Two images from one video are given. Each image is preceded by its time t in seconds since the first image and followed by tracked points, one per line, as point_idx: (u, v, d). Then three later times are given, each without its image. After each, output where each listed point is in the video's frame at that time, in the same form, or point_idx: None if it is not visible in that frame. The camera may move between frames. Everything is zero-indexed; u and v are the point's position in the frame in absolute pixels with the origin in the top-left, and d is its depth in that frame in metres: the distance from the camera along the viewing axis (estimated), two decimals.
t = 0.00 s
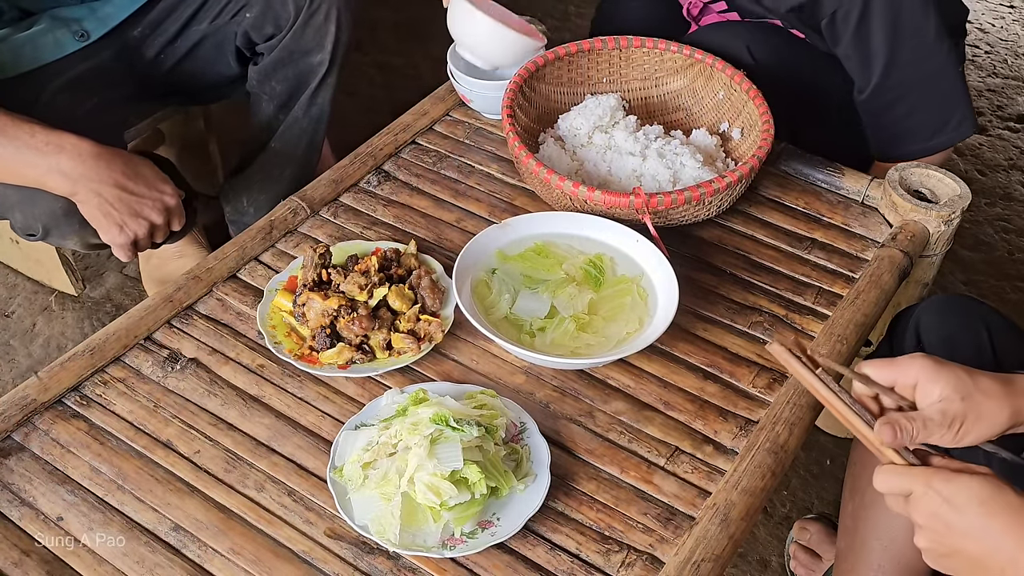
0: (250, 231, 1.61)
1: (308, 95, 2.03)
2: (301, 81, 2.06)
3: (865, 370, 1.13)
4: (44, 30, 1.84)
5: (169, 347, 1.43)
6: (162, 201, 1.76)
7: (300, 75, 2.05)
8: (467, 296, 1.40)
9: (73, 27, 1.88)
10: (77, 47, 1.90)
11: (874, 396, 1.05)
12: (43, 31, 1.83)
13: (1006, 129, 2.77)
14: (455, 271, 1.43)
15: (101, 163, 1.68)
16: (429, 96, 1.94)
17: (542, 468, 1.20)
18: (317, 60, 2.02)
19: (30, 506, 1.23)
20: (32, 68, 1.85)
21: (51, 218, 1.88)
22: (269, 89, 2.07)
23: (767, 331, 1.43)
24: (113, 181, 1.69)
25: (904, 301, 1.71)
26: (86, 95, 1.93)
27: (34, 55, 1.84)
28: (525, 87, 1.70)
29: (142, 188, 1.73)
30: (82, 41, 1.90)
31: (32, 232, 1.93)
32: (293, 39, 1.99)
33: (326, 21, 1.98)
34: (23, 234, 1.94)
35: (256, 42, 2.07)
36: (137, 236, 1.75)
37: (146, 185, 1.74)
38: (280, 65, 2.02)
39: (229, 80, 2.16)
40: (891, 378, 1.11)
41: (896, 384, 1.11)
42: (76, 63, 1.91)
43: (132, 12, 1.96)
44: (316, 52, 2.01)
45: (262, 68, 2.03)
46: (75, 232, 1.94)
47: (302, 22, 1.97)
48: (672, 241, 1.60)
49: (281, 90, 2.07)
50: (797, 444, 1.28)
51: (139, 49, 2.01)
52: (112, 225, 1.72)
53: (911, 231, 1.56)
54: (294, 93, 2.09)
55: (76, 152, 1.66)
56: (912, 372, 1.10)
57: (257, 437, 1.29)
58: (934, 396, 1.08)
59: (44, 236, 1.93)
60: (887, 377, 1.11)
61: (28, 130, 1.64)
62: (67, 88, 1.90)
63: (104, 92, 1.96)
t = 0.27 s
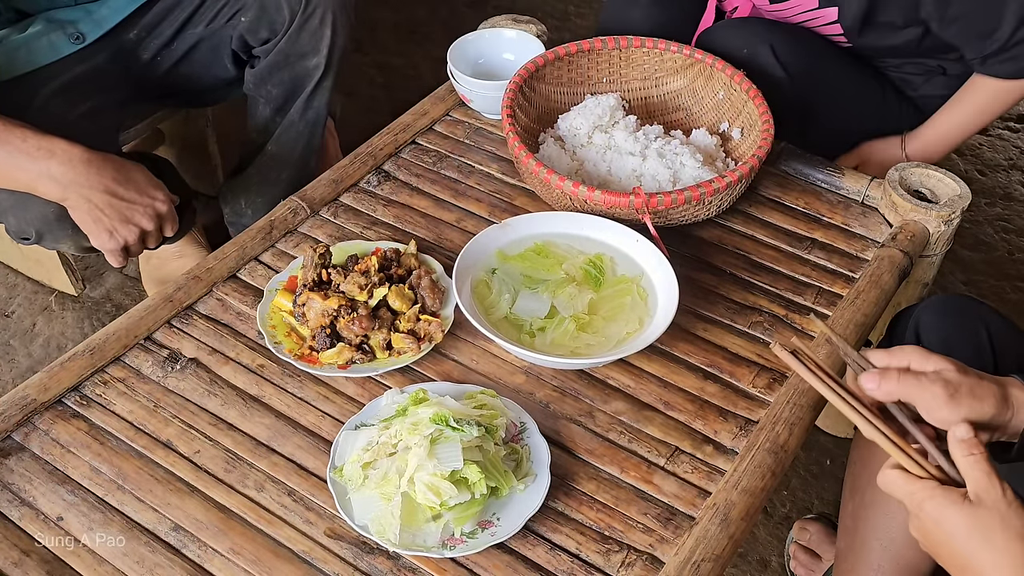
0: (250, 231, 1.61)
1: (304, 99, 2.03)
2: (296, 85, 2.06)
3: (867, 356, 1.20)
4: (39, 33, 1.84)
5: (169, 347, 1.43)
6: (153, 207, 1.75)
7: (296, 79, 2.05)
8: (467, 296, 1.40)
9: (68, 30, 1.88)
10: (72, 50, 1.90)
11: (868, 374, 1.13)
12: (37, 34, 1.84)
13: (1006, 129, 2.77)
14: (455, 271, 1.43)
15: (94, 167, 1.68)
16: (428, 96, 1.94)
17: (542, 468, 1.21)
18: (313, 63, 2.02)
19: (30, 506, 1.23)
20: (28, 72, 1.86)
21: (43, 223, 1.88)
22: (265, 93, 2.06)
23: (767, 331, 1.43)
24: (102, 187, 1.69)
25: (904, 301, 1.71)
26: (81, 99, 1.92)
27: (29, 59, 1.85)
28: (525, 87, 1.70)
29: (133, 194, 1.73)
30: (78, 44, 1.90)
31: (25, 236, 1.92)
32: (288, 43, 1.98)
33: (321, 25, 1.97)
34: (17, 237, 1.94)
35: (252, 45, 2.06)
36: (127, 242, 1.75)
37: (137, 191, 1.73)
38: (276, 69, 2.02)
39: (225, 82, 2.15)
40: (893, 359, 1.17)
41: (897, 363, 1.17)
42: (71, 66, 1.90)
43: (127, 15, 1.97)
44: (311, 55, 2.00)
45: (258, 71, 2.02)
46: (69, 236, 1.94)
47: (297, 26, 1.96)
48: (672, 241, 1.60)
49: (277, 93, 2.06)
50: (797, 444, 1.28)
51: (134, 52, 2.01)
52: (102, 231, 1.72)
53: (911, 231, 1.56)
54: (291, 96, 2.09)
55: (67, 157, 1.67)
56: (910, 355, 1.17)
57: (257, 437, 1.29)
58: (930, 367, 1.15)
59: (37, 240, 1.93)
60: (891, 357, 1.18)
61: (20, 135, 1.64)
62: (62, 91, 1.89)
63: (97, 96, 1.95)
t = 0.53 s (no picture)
0: (250, 231, 1.61)
1: (301, 99, 2.03)
2: (294, 84, 2.06)
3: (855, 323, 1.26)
4: (35, 33, 1.84)
5: (168, 347, 1.43)
6: (148, 208, 1.75)
7: (293, 79, 2.05)
8: (467, 296, 1.40)
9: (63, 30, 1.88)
10: (68, 49, 1.90)
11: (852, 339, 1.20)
12: (33, 33, 1.84)
13: (1006, 129, 2.77)
14: (455, 271, 1.43)
15: (92, 166, 1.68)
16: (428, 96, 1.94)
17: (542, 468, 1.20)
18: (310, 63, 2.02)
19: (30, 506, 1.23)
20: (23, 71, 1.85)
21: (38, 223, 1.88)
22: (262, 93, 2.06)
23: (767, 331, 1.43)
24: (97, 187, 1.68)
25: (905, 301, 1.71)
26: (76, 99, 1.91)
27: (25, 58, 1.84)
28: (525, 87, 1.70)
29: (127, 194, 1.73)
30: (74, 44, 1.90)
31: (21, 236, 1.92)
32: (284, 43, 1.99)
33: (318, 25, 1.98)
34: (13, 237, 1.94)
35: (248, 46, 2.06)
36: (122, 241, 1.75)
37: (132, 191, 1.73)
38: (273, 69, 2.02)
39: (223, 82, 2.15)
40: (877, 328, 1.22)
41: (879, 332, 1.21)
42: (67, 65, 1.90)
43: (123, 15, 1.97)
44: (308, 55, 2.01)
45: (255, 72, 2.02)
46: (64, 235, 1.94)
47: (293, 26, 1.97)
48: (672, 241, 1.60)
49: (275, 94, 2.06)
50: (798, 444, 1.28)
51: (131, 52, 2.01)
52: (98, 230, 1.72)
53: (911, 231, 1.56)
54: (288, 97, 2.08)
55: (62, 157, 1.66)
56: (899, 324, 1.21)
57: (257, 437, 1.29)
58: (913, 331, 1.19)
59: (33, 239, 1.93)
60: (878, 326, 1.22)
61: (15, 135, 1.64)
62: (57, 90, 1.88)
63: (93, 95, 1.94)
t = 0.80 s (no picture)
0: (250, 231, 1.61)
1: (301, 100, 2.03)
2: (295, 86, 2.05)
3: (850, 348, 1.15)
4: (35, 34, 1.84)
5: (169, 347, 1.43)
6: (149, 209, 1.76)
7: (294, 80, 2.04)
8: (467, 296, 1.40)
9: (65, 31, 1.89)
10: (69, 50, 1.90)
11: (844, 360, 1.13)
12: (34, 35, 1.84)
13: (1006, 129, 2.78)
14: (455, 271, 1.43)
15: (92, 167, 1.68)
16: (429, 96, 1.94)
17: (542, 468, 1.21)
18: (311, 65, 2.01)
19: (30, 505, 1.23)
20: (25, 72, 1.85)
21: (39, 224, 1.88)
22: (263, 95, 2.06)
23: (767, 331, 1.43)
24: (99, 190, 1.69)
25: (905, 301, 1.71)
26: (77, 100, 1.91)
27: (26, 59, 1.85)
28: (525, 87, 1.70)
29: (128, 196, 1.73)
30: (75, 45, 1.91)
31: (22, 237, 1.93)
32: (286, 45, 1.98)
33: (319, 27, 1.97)
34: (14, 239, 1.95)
35: (250, 47, 2.06)
36: (124, 243, 1.76)
37: (133, 192, 1.74)
38: (274, 70, 2.01)
39: (224, 83, 2.15)
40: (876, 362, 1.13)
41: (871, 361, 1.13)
42: (67, 66, 1.90)
43: (124, 16, 1.98)
44: (308, 56, 2.00)
45: (255, 73, 2.02)
46: (65, 237, 1.94)
47: (294, 28, 1.96)
48: (672, 241, 1.60)
49: (275, 95, 2.06)
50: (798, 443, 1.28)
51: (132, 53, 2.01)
52: (99, 232, 1.73)
53: (911, 231, 1.56)
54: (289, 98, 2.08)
55: (63, 159, 1.66)
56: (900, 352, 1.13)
57: (257, 437, 1.30)
58: (909, 366, 1.12)
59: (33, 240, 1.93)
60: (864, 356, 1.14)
61: (16, 137, 1.63)
62: (58, 91, 1.89)
63: (93, 96, 1.94)
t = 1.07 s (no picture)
0: (250, 231, 1.61)
1: (301, 101, 2.02)
2: (295, 87, 2.05)
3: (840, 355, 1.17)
4: (36, 34, 1.84)
5: (169, 347, 1.43)
6: (148, 210, 1.76)
7: (294, 81, 2.03)
8: (467, 295, 1.40)
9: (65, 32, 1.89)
10: (69, 51, 1.91)
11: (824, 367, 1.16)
12: (34, 35, 1.84)
13: (1006, 129, 2.78)
14: (455, 271, 1.43)
15: (92, 168, 1.68)
16: (429, 96, 1.94)
17: (542, 468, 1.20)
18: (311, 66, 2.01)
19: (30, 505, 1.23)
20: (25, 73, 1.86)
21: (38, 224, 1.88)
22: (263, 95, 2.06)
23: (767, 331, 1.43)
24: (98, 191, 1.69)
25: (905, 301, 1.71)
26: (76, 100, 1.91)
27: (26, 59, 1.85)
28: (525, 87, 1.70)
29: (127, 198, 1.73)
30: (75, 45, 1.91)
31: (21, 237, 1.92)
32: (285, 46, 1.97)
33: (319, 28, 1.96)
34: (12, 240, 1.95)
35: (249, 48, 2.05)
36: (123, 245, 1.76)
37: (132, 194, 1.74)
38: (273, 72, 2.01)
39: (224, 84, 2.14)
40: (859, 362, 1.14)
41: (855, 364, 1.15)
42: (68, 67, 1.91)
43: (124, 16, 1.98)
44: (308, 57, 1.99)
45: (255, 74, 2.01)
46: (65, 237, 1.94)
47: (294, 30, 1.95)
48: (672, 241, 1.60)
49: (275, 96, 2.05)
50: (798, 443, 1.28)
51: (132, 54, 2.02)
52: (98, 234, 1.72)
53: (911, 231, 1.56)
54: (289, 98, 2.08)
55: (62, 160, 1.66)
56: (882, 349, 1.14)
57: (257, 437, 1.29)
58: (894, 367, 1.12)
59: (33, 241, 1.93)
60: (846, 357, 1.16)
61: (15, 138, 1.64)
62: (58, 91, 1.89)
63: (93, 96, 1.94)
